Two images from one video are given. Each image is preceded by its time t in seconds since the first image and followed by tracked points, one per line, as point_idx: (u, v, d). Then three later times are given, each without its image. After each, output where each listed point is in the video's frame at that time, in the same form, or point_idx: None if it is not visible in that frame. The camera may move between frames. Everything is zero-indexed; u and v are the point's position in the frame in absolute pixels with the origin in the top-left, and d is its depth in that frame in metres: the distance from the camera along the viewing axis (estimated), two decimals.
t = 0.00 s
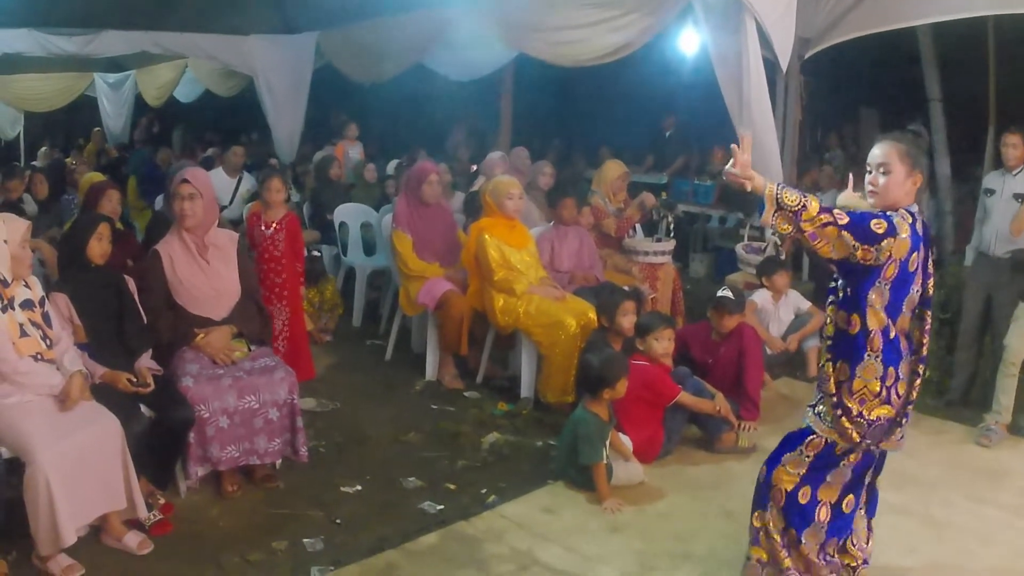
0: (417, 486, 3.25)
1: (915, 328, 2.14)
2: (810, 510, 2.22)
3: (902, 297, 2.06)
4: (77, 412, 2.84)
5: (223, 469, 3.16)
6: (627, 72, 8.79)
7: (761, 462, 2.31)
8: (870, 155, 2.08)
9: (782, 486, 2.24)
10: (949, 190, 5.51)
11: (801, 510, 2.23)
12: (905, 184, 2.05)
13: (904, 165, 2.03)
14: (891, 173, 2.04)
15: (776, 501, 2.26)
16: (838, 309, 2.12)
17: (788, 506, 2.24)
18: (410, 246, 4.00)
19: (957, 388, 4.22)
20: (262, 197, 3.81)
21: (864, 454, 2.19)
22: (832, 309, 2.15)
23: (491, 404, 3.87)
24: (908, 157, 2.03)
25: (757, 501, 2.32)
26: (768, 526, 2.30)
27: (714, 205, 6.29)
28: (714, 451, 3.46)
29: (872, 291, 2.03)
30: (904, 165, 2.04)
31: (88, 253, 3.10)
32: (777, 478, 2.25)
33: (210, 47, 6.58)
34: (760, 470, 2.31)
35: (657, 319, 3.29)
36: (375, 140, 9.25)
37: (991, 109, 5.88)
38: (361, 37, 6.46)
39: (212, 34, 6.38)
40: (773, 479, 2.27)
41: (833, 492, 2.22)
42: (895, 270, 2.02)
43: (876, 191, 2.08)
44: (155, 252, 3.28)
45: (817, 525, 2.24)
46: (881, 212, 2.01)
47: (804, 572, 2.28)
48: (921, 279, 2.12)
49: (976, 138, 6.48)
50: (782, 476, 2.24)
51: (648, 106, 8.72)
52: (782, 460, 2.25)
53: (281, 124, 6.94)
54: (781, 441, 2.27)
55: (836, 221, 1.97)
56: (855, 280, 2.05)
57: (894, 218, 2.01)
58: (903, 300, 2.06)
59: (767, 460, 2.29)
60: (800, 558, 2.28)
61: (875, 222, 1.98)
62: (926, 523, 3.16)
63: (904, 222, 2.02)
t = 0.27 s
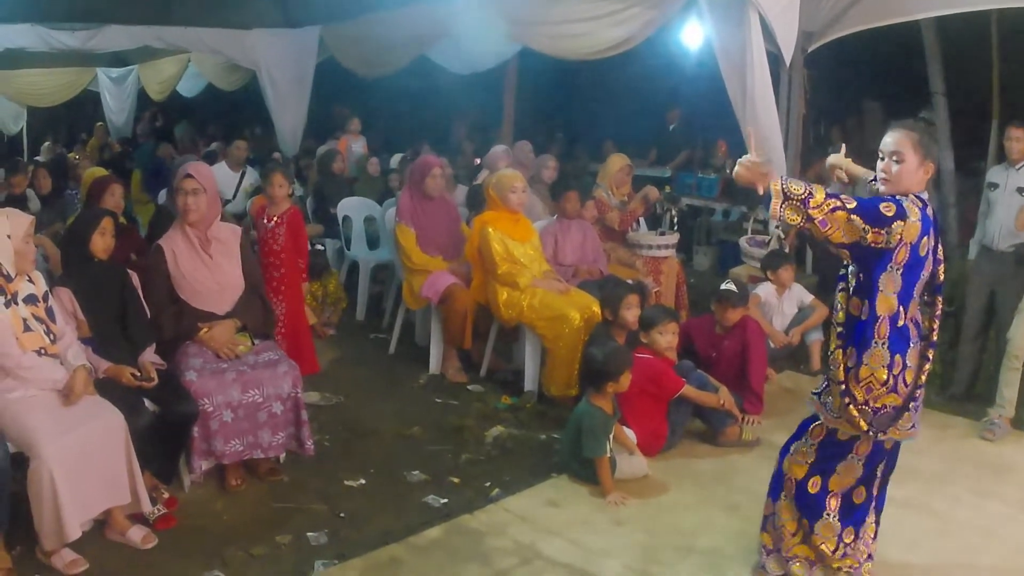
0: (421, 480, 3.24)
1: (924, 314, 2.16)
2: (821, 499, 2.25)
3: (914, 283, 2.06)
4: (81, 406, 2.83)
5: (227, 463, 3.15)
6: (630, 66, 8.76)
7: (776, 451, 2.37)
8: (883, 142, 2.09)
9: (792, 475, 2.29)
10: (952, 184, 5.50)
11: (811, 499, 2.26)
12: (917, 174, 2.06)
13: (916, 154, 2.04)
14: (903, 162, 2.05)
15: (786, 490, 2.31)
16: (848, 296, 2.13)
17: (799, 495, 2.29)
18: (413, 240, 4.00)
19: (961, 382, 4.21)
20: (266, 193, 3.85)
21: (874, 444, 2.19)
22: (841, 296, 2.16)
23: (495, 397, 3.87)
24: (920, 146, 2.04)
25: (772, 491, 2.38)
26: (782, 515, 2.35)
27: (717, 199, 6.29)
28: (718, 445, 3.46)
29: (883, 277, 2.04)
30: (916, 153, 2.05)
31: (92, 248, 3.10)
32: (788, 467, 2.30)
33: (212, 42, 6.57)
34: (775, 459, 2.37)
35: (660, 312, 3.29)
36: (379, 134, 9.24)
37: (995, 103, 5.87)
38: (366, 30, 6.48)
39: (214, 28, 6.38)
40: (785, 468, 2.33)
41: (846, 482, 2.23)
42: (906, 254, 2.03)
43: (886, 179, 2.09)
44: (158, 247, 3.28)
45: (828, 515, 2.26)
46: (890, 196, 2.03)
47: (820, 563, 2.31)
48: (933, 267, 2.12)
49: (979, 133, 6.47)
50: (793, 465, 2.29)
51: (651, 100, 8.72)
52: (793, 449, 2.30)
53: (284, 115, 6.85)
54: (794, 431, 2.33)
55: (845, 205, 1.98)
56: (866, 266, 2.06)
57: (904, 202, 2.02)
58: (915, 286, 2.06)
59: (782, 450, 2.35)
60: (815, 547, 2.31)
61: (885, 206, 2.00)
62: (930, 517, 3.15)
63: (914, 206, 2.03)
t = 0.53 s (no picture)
0: (425, 476, 3.25)
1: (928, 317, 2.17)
2: (836, 504, 2.27)
3: (922, 282, 2.05)
4: (85, 403, 2.84)
5: (231, 459, 3.16)
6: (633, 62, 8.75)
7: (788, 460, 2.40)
8: (892, 142, 2.08)
9: (805, 484, 2.32)
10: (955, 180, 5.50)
11: (827, 505, 2.29)
12: (926, 175, 2.06)
13: (925, 155, 2.04)
14: (912, 163, 2.05)
15: (802, 498, 2.34)
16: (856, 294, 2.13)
17: (814, 502, 2.31)
18: (417, 236, 4.00)
19: (963, 378, 4.22)
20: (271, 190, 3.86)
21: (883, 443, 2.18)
22: (848, 295, 2.16)
23: (499, 393, 3.87)
24: (928, 147, 2.04)
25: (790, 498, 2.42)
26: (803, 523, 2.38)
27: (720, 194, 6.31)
28: (721, 441, 3.46)
29: (890, 277, 2.03)
30: (925, 154, 2.05)
31: (96, 245, 3.10)
32: (800, 476, 2.34)
33: (214, 37, 6.48)
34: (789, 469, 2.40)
35: (664, 308, 3.29)
36: (382, 130, 9.24)
37: (998, 98, 5.86)
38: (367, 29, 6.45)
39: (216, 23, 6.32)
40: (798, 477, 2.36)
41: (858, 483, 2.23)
42: (913, 253, 2.02)
43: (894, 178, 2.09)
44: (162, 243, 3.27)
45: (845, 517, 2.27)
46: (895, 193, 2.03)
47: (845, 563, 2.31)
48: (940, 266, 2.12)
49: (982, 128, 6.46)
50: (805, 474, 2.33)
51: (654, 96, 8.71)
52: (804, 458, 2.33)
53: (288, 112, 6.87)
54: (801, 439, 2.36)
55: (846, 206, 2.01)
56: (874, 263, 2.06)
57: (909, 198, 2.02)
58: (923, 287, 2.06)
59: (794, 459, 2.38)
60: (838, 550, 2.31)
61: (888, 203, 2.00)
62: (932, 513, 3.16)
63: (919, 203, 2.03)
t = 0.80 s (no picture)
0: (429, 473, 3.25)
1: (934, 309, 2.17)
2: (855, 510, 2.26)
3: (926, 278, 2.07)
4: (89, 401, 2.85)
5: (236, 457, 3.16)
6: (636, 59, 8.75)
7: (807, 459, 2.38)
8: (900, 135, 2.08)
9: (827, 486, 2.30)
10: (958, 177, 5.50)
11: (846, 509, 2.28)
12: (934, 168, 2.06)
13: (933, 148, 2.04)
14: (920, 156, 2.05)
15: (822, 501, 2.33)
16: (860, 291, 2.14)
17: (835, 505, 2.30)
18: (420, 233, 4.00)
19: (966, 375, 4.22)
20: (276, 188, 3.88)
21: (897, 446, 2.17)
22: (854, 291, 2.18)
23: (502, 390, 3.87)
24: (936, 140, 2.03)
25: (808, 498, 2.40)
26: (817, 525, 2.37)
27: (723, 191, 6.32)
28: (724, 438, 3.47)
29: (895, 273, 2.04)
30: (933, 147, 2.05)
31: (100, 243, 3.11)
32: (822, 477, 2.32)
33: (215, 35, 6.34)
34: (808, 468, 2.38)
35: (668, 305, 3.30)
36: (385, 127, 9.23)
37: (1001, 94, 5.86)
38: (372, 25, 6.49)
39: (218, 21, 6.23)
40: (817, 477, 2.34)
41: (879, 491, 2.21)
42: (918, 250, 2.03)
43: (902, 172, 2.10)
44: (166, 241, 3.28)
45: (865, 525, 2.25)
46: (898, 191, 2.03)
47: (857, 571, 2.29)
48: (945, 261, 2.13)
49: (985, 125, 6.46)
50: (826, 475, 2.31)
51: (658, 92, 8.70)
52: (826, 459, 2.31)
53: (290, 109, 6.84)
54: (822, 438, 2.33)
55: (846, 207, 2.01)
56: (880, 259, 2.06)
57: (914, 195, 2.02)
58: (927, 283, 2.07)
59: (814, 457, 2.36)
60: (851, 556, 2.31)
61: (891, 202, 2.00)
62: (935, 510, 3.16)
63: (924, 199, 2.03)
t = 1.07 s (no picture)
0: (433, 471, 3.26)
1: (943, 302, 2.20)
2: (869, 501, 2.24)
3: (933, 277, 2.09)
4: (95, 399, 2.86)
5: (241, 455, 3.16)
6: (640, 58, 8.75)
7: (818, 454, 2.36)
8: (909, 132, 2.08)
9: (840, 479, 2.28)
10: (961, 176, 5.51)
11: (858, 501, 2.26)
12: (943, 167, 2.06)
13: (942, 146, 2.04)
14: (929, 155, 2.05)
15: (835, 494, 2.30)
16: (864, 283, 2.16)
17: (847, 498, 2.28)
18: (424, 231, 4.00)
19: (969, 373, 4.23)
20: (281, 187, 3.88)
21: (906, 437, 2.19)
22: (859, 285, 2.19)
23: (506, 388, 3.87)
24: (945, 138, 2.04)
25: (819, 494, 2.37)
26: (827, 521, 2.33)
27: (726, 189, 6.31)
28: (728, 436, 3.47)
29: (899, 272, 2.06)
30: (942, 145, 2.05)
31: (105, 242, 3.12)
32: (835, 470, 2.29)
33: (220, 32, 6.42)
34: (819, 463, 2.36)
35: (672, 304, 3.30)
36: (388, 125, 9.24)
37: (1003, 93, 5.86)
38: (375, 23, 6.50)
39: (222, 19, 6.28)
40: (829, 471, 2.32)
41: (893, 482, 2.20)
42: (925, 253, 2.05)
43: (911, 171, 2.10)
44: (170, 240, 3.28)
45: (879, 516, 2.24)
46: (906, 196, 2.03)
47: (867, 564, 2.29)
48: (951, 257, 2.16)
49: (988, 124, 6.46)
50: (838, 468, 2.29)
51: (661, 90, 8.70)
52: (838, 452, 2.29)
53: (293, 107, 6.89)
54: (833, 432, 2.32)
55: (850, 224, 2.01)
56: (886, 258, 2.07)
57: (920, 199, 2.02)
58: (934, 280, 2.09)
59: (826, 453, 2.34)
60: (864, 550, 2.29)
61: (898, 210, 2.01)
62: (937, 508, 3.17)
63: (931, 202, 2.04)
